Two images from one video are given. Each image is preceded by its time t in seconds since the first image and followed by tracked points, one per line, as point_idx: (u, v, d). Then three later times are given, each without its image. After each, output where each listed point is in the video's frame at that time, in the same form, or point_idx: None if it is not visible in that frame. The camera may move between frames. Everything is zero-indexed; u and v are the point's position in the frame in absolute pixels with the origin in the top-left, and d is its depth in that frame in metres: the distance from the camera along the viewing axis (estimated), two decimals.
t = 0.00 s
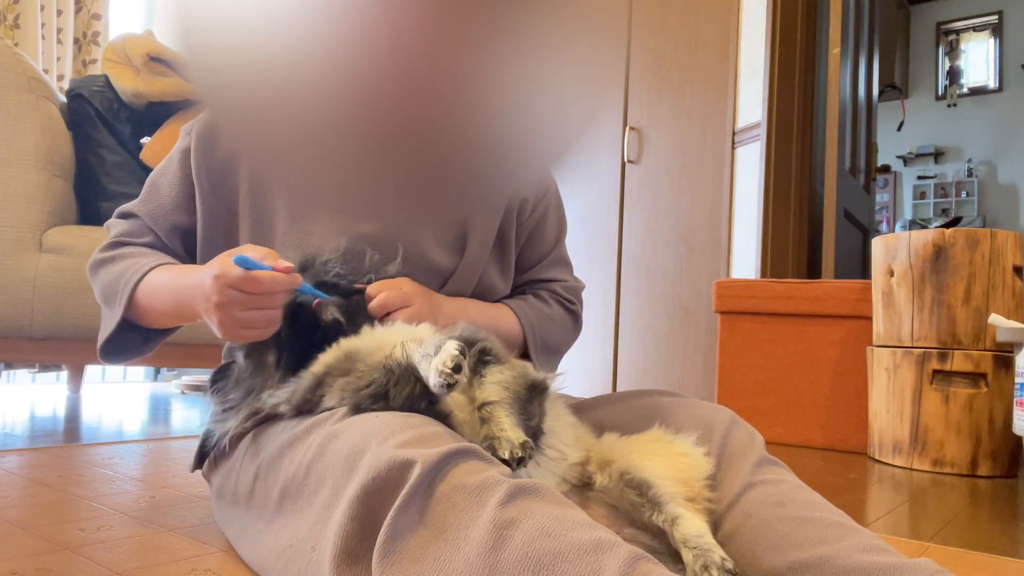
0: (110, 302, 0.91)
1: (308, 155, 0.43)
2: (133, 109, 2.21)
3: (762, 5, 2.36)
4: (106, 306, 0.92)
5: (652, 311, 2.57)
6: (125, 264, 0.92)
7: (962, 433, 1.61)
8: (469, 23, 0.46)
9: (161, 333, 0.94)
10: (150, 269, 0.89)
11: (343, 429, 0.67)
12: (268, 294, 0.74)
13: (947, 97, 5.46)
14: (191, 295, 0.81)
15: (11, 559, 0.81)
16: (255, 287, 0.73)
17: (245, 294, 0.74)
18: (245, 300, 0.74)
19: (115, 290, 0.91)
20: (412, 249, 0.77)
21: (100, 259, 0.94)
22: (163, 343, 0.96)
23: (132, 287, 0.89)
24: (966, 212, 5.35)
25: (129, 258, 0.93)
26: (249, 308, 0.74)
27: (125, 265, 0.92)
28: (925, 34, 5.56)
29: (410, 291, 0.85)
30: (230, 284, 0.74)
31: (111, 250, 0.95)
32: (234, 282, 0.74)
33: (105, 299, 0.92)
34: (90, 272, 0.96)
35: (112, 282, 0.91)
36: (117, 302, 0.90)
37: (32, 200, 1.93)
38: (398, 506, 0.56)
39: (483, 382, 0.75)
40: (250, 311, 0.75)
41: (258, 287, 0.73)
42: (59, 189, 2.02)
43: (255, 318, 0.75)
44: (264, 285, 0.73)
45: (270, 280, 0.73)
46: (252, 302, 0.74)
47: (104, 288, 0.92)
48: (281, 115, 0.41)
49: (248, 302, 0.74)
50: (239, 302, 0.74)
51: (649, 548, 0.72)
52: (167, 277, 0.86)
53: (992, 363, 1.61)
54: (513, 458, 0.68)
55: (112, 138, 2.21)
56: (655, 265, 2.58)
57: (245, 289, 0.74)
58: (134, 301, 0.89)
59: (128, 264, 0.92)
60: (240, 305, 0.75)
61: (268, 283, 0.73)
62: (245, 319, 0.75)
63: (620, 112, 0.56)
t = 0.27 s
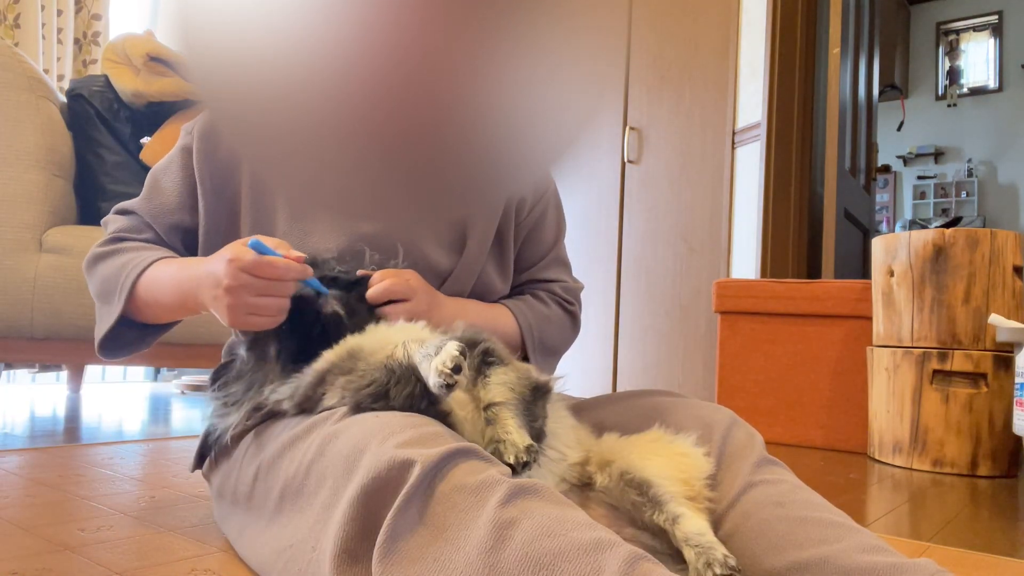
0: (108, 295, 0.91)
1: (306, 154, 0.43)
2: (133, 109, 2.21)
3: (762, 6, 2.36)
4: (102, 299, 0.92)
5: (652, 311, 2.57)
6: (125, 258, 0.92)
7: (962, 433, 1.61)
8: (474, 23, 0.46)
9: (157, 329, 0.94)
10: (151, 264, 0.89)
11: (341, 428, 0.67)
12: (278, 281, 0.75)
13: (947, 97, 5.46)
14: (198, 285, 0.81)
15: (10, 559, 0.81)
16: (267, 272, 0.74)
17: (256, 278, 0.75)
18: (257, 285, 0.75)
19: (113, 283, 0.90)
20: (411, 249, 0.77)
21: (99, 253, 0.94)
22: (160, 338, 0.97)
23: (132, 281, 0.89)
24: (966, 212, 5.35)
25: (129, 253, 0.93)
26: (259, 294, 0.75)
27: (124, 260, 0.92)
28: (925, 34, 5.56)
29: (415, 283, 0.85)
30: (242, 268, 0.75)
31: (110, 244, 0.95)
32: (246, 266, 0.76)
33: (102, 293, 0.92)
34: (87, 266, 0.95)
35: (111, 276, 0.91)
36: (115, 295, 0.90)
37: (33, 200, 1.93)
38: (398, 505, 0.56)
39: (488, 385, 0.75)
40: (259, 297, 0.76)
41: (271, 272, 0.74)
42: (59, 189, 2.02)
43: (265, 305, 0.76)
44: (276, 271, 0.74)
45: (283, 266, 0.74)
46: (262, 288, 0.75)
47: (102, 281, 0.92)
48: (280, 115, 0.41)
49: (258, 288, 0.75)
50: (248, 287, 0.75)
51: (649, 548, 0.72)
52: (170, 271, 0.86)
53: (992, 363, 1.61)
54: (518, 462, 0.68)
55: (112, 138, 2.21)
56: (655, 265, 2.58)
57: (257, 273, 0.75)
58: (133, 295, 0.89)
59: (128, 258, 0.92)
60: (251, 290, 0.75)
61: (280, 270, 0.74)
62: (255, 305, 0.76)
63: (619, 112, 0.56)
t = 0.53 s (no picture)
0: (100, 290, 0.91)
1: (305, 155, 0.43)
2: (132, 109, 2.21)
3: (762, 6, 2.36)
4: (95, 294, 0.92)
5: (652, 311, 2.57)
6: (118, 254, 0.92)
7: (962, 433, 1.61)
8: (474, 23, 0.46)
9: (149, 326, 0.94)
10: (142, 260, 0.89)
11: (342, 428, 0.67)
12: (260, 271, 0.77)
13: (947, 97, 5.45)
14: (180, 281, 0.82)
15: (10, 559, 0.81)
16: (249, 261, 0.76)
17: (237, 268, 0.76)
18: (237, 275, 0.76)
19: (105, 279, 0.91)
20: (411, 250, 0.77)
21: (93, 250, 0.94)
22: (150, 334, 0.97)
23: (122, 276, 0.89)
24: (966, 212, 5.35)
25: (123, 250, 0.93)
26: (241, 284, 0.77)
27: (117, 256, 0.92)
28: (925, 34, 5.56)
29: (413, 283, 0.84)
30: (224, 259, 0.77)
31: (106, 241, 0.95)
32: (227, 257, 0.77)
33: (94, 288, 0.92)
34: (82, 261, 0.95)
35: (103, 272, 0.91)
36: (105, 290, 0.90)
37: (33, 200, 1.93)
38: (398, 505, 0.56)
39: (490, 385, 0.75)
40: (241, 288, 0.77)
41: (253, 262, 0.76)
42: (59, 189, 2.02)
43: (244, 296, 0.77)
44: (257, 261, 0.76)
45: (264, 255, 0.76)
46: (242, 278, 0.76)
47: (95, 277, 0.92)
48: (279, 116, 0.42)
49: (239, 278, 0.77)
50: (230, 277, 0.77)
51: (649, 548, 0.72)
52: (157, 266, 0.86)
53: (992, 363, 1.61)
54: (529, 465, 0.67)
55: (112, 138, 2.21)
56: (654, 265, 2.58)
57: (238, 263, 0.76)
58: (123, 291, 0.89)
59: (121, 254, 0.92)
60: (232, 280, 0.77)
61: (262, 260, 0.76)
62: (234, 296, 0.77)
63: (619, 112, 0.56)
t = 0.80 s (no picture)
0: (103, 291, 0.91)
1: (303, 154, 0.43)
2: (132, 109, 2.21)
3: (761, 6, 2.36)
4: (97, 295, 0.92)
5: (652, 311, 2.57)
6: (120, 254, 0.92)
7: (962, 433, 1.61)
8: (474, 22, 0.46)
9: (151, 325, 0.94)
10: (144, 259, 0.89)
11: (341, 428, 0.68)
12: (281, 276, 0.76)
13: (947, 97, 5.44)
14: (197, 283, 0.80)
15: (9, 559, 0.81)
16: (272, 265, 0.75)
17: (259, 271, 0.75)
18: (260, 279, 0.75)
19: (108, 279, 0.90)
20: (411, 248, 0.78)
21: (94, 249, 0.94)
22: (155, 334, 0.97)
23: (125, 277, 0.89)
24: (966, 212, 5.35)
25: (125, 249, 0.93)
26: (263, 288, 0.75)
27: (119, 256, 0.92)
28: (925, 34, 5.56)
29: (409, 282, 0.84)
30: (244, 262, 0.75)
31: (105, 241, 0.95)
32: (249, 260, 0.75)
33: (97, 289, 0.92)
34: (83, 262, 0.95)
35: (105, 272, 0.91)
36: (109, 291, 0.90)
37: (33, 200, 1.93)
38: (399, 506, 0.56)
39: (489, 386, 0.75)
40: (261, 292, 0.75)
41: (275, 266, 0.75)
42: (59, 189, 2.02)
43: (266, 300, 0.76)
44: (281, 264, 0.75)
45: (287, 260, 0.75)
46: (264, 281, 0.75)
47: (97, 277, 0.92)
48: (279, 116, 0.42)
49: (262, 282, 0.75)
50: (250, 280, 0.75)
51: (649, 548, 0.72)
52: (167, 268, 0.86)
53: (992, 363, 1.61)
54: (531, 468, 0.67)
55: (111, 138, 2.21)
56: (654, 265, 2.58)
57: (261, 267, 0.75)
58: (126, 291, 0.89)
59: (122, 254, 0.92)
60: (253, 284, 0.75)
61: (285, 264, 0.75)
62: (256, 300, 0.76)
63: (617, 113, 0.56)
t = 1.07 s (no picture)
0: (100, 289, 0.91)
1: (301, 153, 0.43)
2: (132, 109, 2.22)
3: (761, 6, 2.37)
4: (96, 294, 0.92)
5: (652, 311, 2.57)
6: (118, 253, 0.92)
7: (962, 433, 1.61)
8: (473, 23, 0.46)
9: (149, 324, 0.94)
10: (141, 258, 0.89)
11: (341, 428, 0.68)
12: (265, 271, 0.76)
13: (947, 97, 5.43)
14: (184, 281, 0.81)
15: (9, 559, 0.81)
16: (255, 261, 0.75)
17: (244, 267, 0.76)
18: (245, 275, 0.76)
19: (105, 277, 0.91)
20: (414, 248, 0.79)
21: (94, 249, 0.94)
22: (152, 334, 0.97)
23: (121, 274, 0.89)
24: (966, 212, 5.35)
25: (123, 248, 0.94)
26: (247, 284, 0.76)
27: (117, 255, 0.92)
28: (925, 34, 5.56)
29: (409, 282, 0.84)
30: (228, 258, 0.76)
31: (104, 241, 0.95)
32: (233, 256, 0.76)
33: (95, 288, 0.92)
34: (83, 262, 0.95)
35: (103, 271, 0.91)
36: (106, 289, 0.90)
37: (33, 200, 1.93)
38: (399, 506, 0.56)
39: (489, 386, 0.75)
40: (246, 287, 0.76)
41: (259, 261, 0.75)
42: (59, 189, 2.02)
43: (250, 295, 0.77)
44: (265, 260, 0.76)
45: (271, 255, 0.76)
46: (248, 277, 0.76)
47: (96, 277, 0.92)
48: (278, 115, 0.42)
49: (247, 277, 0.76)
50: (236, 276, 0.76)
51: (649, 548, 0.72)
52: (159, 267, 0.86)
53: (992, 363, 1.61)
54: (522, 469, 0.67)
55: (111, 138, 2.21)
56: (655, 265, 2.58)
57: (245, 263, 0.76)
58: (122, 289, 0.89)
59: (121, 253, 0.92)
60: (238, 280, 0.76)
61: (269, 259, 0.76)
62: (241, 296, 0.77)
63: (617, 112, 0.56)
